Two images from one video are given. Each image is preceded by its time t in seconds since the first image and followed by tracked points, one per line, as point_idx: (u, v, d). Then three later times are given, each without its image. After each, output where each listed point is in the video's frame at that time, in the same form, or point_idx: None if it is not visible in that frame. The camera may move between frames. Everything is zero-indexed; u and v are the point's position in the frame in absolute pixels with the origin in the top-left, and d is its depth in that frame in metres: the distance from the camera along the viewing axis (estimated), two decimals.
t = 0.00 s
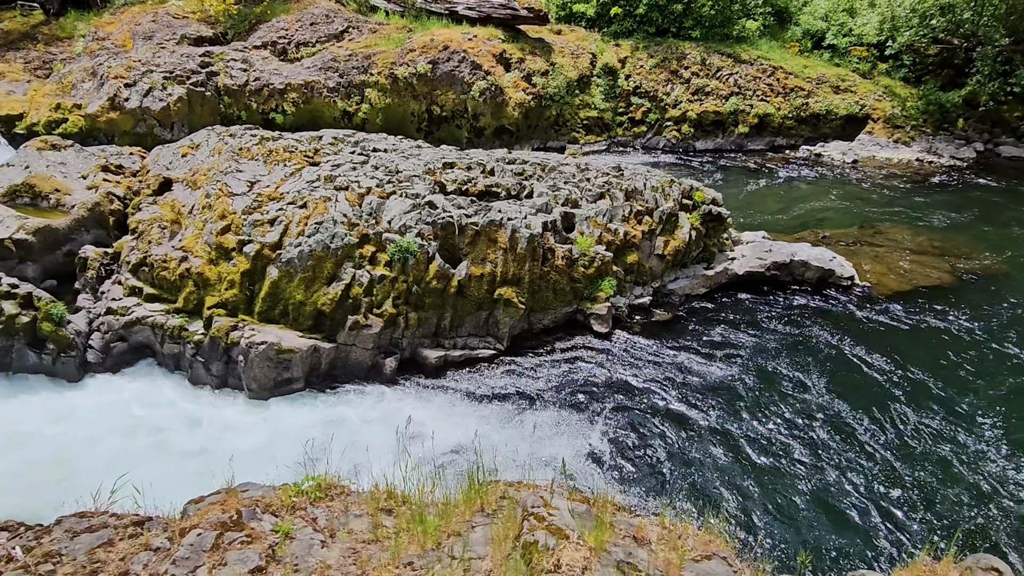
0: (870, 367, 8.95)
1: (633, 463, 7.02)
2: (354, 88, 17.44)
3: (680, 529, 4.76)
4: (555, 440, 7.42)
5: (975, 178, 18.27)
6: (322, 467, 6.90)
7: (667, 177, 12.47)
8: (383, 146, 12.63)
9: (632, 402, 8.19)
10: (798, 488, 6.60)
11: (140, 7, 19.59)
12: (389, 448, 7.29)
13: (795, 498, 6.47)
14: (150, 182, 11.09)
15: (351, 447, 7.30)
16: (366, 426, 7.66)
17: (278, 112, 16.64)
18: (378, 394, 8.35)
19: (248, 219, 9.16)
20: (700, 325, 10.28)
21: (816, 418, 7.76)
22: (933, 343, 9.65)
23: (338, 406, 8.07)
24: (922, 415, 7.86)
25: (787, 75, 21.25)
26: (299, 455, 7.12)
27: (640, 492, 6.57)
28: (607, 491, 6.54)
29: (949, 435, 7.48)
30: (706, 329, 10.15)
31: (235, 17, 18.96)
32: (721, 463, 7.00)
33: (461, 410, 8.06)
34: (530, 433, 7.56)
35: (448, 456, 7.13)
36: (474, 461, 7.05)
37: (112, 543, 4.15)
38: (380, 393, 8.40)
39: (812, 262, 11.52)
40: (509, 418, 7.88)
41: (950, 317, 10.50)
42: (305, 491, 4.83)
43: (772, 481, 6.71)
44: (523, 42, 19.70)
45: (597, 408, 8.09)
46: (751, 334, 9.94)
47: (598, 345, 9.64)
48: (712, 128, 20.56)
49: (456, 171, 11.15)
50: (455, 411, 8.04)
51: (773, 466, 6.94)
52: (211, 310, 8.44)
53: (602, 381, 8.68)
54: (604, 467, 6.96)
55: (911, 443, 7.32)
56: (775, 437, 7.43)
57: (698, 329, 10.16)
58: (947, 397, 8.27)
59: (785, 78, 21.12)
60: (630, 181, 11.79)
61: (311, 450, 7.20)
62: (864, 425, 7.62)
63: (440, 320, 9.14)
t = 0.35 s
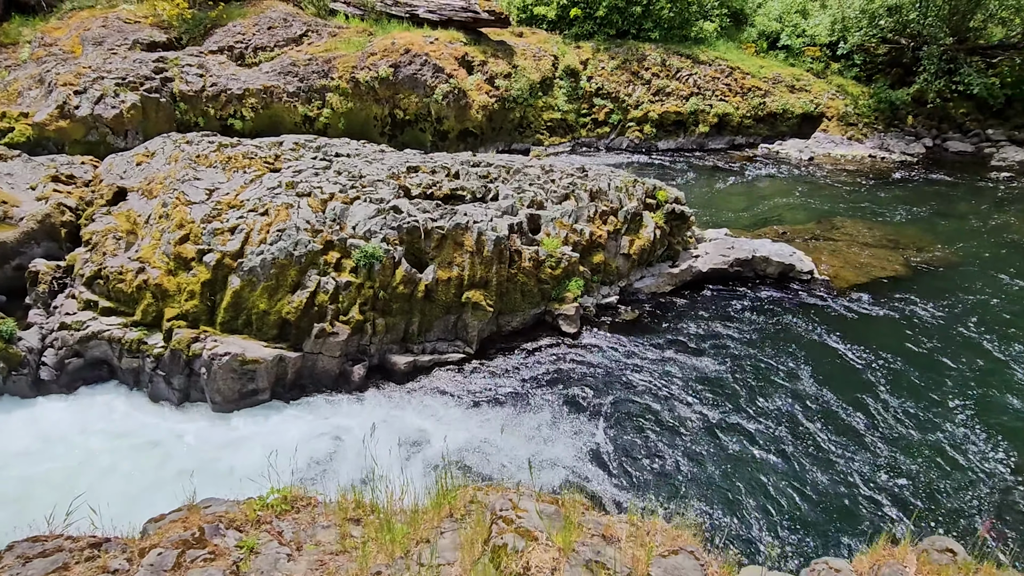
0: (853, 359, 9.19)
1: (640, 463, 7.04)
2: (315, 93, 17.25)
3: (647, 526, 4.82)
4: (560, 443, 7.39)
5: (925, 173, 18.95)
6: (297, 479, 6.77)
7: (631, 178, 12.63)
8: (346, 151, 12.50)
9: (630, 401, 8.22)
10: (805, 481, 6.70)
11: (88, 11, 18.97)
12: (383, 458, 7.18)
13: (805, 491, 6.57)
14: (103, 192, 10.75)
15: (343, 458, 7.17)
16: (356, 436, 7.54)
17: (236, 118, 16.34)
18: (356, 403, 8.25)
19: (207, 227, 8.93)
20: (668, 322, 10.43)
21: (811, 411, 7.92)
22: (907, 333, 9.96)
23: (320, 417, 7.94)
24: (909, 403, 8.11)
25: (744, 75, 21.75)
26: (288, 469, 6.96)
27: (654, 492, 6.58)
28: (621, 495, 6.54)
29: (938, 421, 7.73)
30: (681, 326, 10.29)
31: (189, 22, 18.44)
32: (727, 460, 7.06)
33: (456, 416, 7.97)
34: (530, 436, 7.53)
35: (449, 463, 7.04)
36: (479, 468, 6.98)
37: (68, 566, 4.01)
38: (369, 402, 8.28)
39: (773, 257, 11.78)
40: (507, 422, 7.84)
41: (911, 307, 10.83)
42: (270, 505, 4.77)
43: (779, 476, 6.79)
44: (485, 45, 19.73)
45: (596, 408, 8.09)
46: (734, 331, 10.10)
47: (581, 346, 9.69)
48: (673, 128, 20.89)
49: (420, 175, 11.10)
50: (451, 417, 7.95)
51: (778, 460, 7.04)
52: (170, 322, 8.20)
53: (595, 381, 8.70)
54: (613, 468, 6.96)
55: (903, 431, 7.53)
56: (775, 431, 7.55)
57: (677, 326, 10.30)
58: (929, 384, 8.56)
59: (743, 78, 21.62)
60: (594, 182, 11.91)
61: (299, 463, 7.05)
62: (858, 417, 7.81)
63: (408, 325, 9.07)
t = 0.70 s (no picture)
0: (830, 350, 9.44)
1: (638, 462, 7.08)
2: (270, 99, 16.97)
3: (614, 524, 4.86)
4: (556, 445, 7.39)
5: (874, 168, 19.63)
6: (268, 494, 6.62)
7: (592, 179, 12.76)
8: (303, 157, 12.31)
9: (622, 400, 8.28)
10: (800, 472, 6.83)
11: (27, 16, 18.21)
12: (373, 468, 7.06)
13: (800, 482, 6.71)
14: (48, 204, 10.33)
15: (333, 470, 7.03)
16: (344, 447, 7.40)
17: (189, 126, 15.94)
18: (329, 413, 8.11)
19: (160, 239, 8.66)
20: (635, 320, 10.56)
21: (798, 404, 8.10)
22: (878, 322, 10.28)
23: (297, 428, 7.77)
24: (889, 391, 8.37)
25: (699, 76, 22.22)
26: (271, 484, 6.80)
27: (656, 490, 6.63)
28: (623, 494, 6.56)
29: (917, 408, 8.01)
30: (658, 323, 10.43)
31: (136, 27, 17.80)
32: (723, 455, 7.16)
33: (447, 421, 7.90)
34: (524, 439, 7.51)
35: (446, 470, 6.97)
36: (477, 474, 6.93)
37: None
38: (354, 411, 8.15)
39: (732, 254, 12.04)
40: (501, 426, 7.80)
41: (870, 298, 11.18)
42: (231, 522, 4.69)
43: (773, 468, 6.92)
44: (443, 48, 19.66)
45: (589, 408, 8.12)
46: (714, 326, 10.28)
47: (561, 347, 9.72)
48: (631, 129, 21.16)
49: (380, 180, 11.00)
50: (443, 422, 7.87)
51: (771, 453, 7.17)
52: (124, 338, 7.91)
53: (583, 381, 8.74)
54: (611, 468, 6.99)
55: (886, 419, 7.77)
56: (766, 425, 7.69)
57: (655, 323, 10.43)
58: (905, 372, 8.86)
59: (697, 79, 22.08)
60: (555, 184, 11.99)
61: (280, 477, 6.90)
62: (844, 407, 8.02)
63: (372, 333, 8.96)
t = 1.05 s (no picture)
0: (811, 342, 9.66)
1: (637, 460, 7.13)
2: (228, 105, 16.65)
3: (585, 525, 4.88)
4: (552, 448, 7.37)
5: (830, 165, 20.19)
6: (233, 509, 6.44)
7: (557, 180, 12.83)
8: (264, 164, 12.10)
9: (614, 400, 8.30)
10: (794, 465, 6.95)
11: None
12: (372, 477, 6.98)
13: (795, 475, 6.81)
14: None
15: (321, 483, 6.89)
16: (332, 459, 7.26)
17: (143, 134, 15.51)
18: (304, 424, 7.95)
19: (115, 251, 8.38)
20: (606, 320, 10.64)
21: (787, 397, 8.23)
22: (854, 315, 10.52)
23: (274, 440, 7.61)
24: (872, 381, 8.57)
25: (660, 78, 22.57)
26: (254, 498, 6.63)
27: (657, 489, 6.66)
28: (623, 495, 6.58)
29: (899, 396, 8.22)
30: (639, 323, 10.50)
31: (86, 33, 17.29)
32: (723, 449, 7.28)
33: (443, 425, 7.87)
34: (518, 443, 7.47)
35: (449, 476, 6.94)
36: (474, 480, 6.88)
37: None
38: (340, 421, 8.01)
39: (696, 252, 12.22)
40: (498, 428, 7.79)
41: (834, 292, 11.45)
42: (194, 540, 4.58)
43: (768, 462, 7.02)
44: (405, 52, 19.56)
45: (582, 410, 8.12)
46: (697, 324, 10.39)
47: (545, 348, 9.74)
48: (595, 131, 21.36)
49: (344, 186, 10.88)
50: (434, 429, 7.78)
51: (765, 447, 7.27)
52: (79, 354, 7.62)
53: (576, 381, 8.80)
54: (609, 469, 7.00)
55: (872, 409, 7.96)
56: (757, 419, 7.80)
57: (636, 321, 10.57)
58: (884, 359, 9.17)
59: (658, 80, 22.43)
60: (521, 187, 12.03)
61: (261, 491, 6.74)
62: (831, 399, 8.19)
63: (339, 341, 8.83)
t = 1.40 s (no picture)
0: (787, 334, 9.96)
1: (632, 455, 7.24)
2: (180, 113, 16.24)
3: (551, 528, 4.94)
4: (546, 448, 7.41)
5: (784, 162, 20.72)
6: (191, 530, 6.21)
7: (519, 183, 12.85)
8: (219, 173, 11.82)
9: (604, 399, 8.39)
10: (783, 453, 7.15)
11: None
12: (367, 483, 6.93)
13: (784, 465, 6.99)
14: None
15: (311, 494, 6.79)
16: (321, 468, 7.16)
17: (91, 144, 14.99)
18: (286, 434, 7.84)
19: (63, 265, 8.05)
20: (573, 320, 10.72)
21: (771, 389, 8.44)
22: (825, 306, 10.85)
23: (260, 450, 7.50)
24: (848, 371, 8.85)
25: (618, 79, 22.85)
26: (236, 512, 6.51)
27: (653, 484, 6.75)
28: (618, 492, 6.64)
29: (877, 385, 8.50)
30: (625, 321, 10.63)
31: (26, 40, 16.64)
32: (715, 440, 7.44)
33: (434, 428, 7.85)
34: (512, 443, 7.50)
35: (446, 479, 6.93)
36: (468, 484, 6.85)
37: None
38: (329, 429, 7.91)
39: (658, 251, 12.38)
40: (491, 428, 7.81)
41: (793, 287, 11.77)
42: (150, 562, 4.46)
43: (757, 452, 7.21)
44: (362, 57, 19.37)
45: (574, 409, 8.19)
46: (680, 321, 10.55)
47: (528, 348, 9.83)
48: (555, 133, 21.49)
49: (303, 194, 10.69)
50: (426, 434, 7.74)
51: (753, 437, 7.46)
52: (26, 375, 7.30)
53: (564, 379, 8.88)
54: (604, 465, 7.09)
55: (853, 399, 8.21)
56: (745, 412, 7.97)
57: (616, 317, 10.76)
58: (857, 348, 9.51)
59: (616, 82, 22.71)
60: (483, 190, 12.02)
61: (244, 504, 6.62)
62: (813, 390, 8.42)
63: (302, 351, 8.66)
